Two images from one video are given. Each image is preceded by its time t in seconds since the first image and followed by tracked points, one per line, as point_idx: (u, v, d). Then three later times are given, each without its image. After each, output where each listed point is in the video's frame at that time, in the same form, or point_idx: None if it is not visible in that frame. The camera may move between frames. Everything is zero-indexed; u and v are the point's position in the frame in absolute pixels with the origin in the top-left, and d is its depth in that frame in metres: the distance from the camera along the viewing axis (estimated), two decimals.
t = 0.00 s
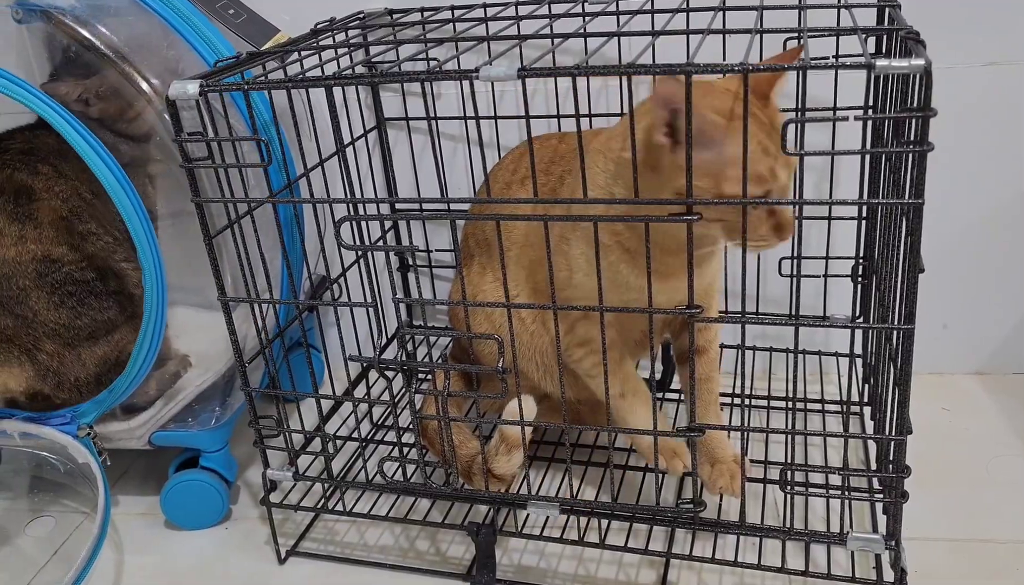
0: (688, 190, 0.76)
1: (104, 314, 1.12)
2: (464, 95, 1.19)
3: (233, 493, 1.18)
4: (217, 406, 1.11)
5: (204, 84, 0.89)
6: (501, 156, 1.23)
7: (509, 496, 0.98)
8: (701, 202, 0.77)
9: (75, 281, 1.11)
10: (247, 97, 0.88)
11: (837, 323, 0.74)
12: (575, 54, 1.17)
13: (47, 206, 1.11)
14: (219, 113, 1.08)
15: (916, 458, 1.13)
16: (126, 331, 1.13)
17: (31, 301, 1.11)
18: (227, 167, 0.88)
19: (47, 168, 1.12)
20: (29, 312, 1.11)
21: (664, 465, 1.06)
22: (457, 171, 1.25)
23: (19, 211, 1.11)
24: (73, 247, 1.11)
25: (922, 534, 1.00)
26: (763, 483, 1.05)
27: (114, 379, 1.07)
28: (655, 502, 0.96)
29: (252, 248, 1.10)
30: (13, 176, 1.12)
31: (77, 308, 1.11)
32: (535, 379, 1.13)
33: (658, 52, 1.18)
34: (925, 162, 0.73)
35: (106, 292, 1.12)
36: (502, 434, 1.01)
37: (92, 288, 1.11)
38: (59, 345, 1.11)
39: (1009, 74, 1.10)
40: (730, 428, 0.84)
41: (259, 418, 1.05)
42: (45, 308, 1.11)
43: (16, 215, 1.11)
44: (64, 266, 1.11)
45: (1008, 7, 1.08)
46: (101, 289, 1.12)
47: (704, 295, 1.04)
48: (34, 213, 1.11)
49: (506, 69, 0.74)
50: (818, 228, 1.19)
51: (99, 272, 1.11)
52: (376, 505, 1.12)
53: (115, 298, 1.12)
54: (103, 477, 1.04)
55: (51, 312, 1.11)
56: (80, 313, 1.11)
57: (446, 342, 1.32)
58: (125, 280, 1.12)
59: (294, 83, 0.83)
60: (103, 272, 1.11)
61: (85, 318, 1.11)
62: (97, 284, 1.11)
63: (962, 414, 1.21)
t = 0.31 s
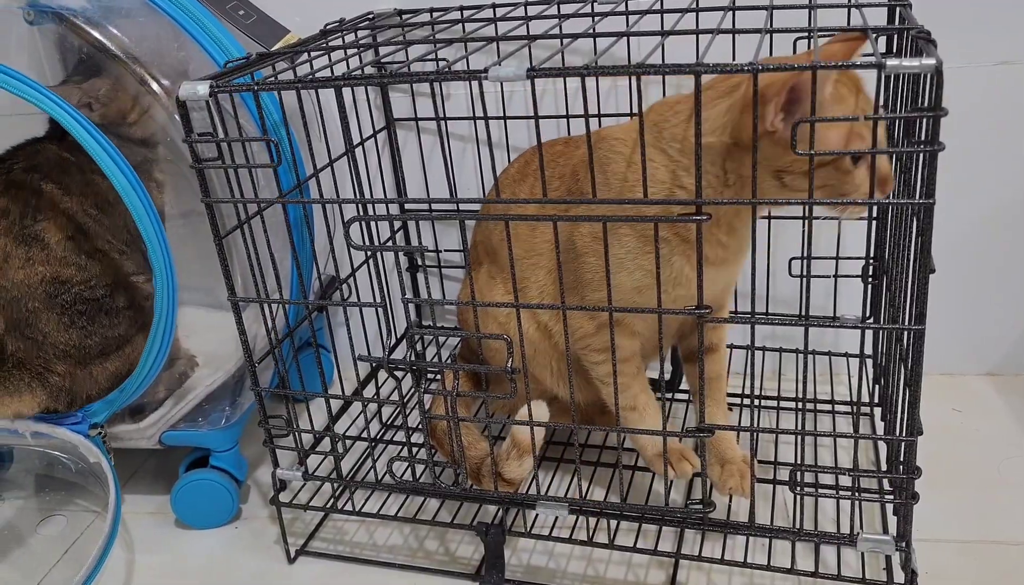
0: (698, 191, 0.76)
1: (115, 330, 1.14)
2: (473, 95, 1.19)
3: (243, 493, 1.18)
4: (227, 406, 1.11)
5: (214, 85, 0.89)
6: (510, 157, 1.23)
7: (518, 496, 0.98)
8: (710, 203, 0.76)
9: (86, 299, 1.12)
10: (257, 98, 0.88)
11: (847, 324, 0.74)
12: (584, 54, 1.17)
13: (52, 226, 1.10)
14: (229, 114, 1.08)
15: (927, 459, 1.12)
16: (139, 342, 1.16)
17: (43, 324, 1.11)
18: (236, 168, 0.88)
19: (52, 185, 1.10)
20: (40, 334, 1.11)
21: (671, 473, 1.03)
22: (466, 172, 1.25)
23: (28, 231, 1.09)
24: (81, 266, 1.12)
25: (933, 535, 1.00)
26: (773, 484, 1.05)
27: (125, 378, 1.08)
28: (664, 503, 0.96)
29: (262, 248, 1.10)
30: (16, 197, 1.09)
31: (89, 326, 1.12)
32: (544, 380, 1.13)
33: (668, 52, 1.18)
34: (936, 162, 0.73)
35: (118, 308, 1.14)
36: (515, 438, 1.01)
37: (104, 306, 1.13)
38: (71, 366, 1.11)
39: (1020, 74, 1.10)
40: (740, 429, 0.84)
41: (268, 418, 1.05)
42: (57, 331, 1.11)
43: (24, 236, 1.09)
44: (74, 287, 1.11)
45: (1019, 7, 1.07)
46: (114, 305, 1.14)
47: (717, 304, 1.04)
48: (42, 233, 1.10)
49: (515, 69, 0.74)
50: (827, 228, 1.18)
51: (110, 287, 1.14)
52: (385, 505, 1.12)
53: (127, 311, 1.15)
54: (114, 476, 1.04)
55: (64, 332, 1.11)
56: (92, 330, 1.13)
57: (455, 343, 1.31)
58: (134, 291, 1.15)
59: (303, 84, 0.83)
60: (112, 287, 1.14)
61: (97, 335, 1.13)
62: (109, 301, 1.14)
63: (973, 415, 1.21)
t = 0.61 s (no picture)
0: (715, 194, 0.76)
1: (140, 326, 1.13)
2: (490, 99, 1.19)
3: (261, 495, 1.19)
4: (245, 408, 1.12)
5: (233, 90, 0.90)
6: (527, 160, 1.23)
7: (535, 500, 0.98)
8: (728, 205, 0.76)
9: (108, 301, 1.13)
10: (275, 103, 0.88)
11: (867, 327, 0.73)
12: (601, 58, 1.17)
13: (64, 241, 1.14)
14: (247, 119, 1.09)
15: (947, 464, 1.12)
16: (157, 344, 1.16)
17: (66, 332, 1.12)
18: (255, 172, 0.89)
19: (60, 202, 1.15)
20: (70, 345, 1.12)
21: (689, 478, 1.02)
22: (482, 175, 1.26)
23: (43, 246, 1.13)
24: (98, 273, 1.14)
25: (953, 541, 0.99)
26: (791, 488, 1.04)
27: (146, 380, 1.09)
28: (682, 507, 0.96)
29: (280, 251, 1.11)
30: (33, 219, 1.14)
31: (115, 327, 1.13)
32: (564, 385, 1.12)
33: (684, 56, 1.18)
34: (956, 164, 0.72)
35: (138, 304, 1.13)
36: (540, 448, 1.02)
37: (123, 304, 1.13)
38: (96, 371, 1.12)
39: None
40: (759, 432, 0.84)
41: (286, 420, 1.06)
42: (84, 339, 1.12)
43: (41, 252, 1.13)
44: (94, 291, 1.13)
45: None
46: (134, 301, 1.13)
47: (740, 307, 1.03)
48: (56, 248, 1.13)
49: (532, 73, 0.74)
50: (845, 231, 1.18)
51: (129, 283, 1.14)
52: (402, 508, 1.12)
53: (148, 305, 1.14)
54: (133, 479, 1.05)
55: (90, 342, 1.12)
56: (118, 333, 1.12)
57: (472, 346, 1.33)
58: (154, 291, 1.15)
59: (321, 88, 0.84)
60: (129, 284, 1.14)
61: (123, 335, 1.13)
62: (128, 298, 1.13)
63: (994, 420, 1.19)
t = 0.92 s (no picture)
0: (733, 199, 0.76)
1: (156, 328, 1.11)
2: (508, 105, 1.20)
3: (282, 499, 1.20)
4: (267, 412, 1.13)
5: (255, 97, 0.91)
6: (546, 165, 1.23)
7: (554, 504, 0.98)
8: (746, 211, 0.76)
9: (120, 314, 1.11)
10: (296, 110, 0.89)
11: (887, 332, 0.73)
12: (620, 63, 1.17)
13: (79, 267, 1.14)
14: (269, 125, 1.10)
15: (969, 471, 1.11)
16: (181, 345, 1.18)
17: (89, 356, 1.11)
18: (276, 178, 0.89)
19: (69, 226, 1.17)
20: (96, 365, 1.11)
21: (708, 482, 1.01)
22: (501, 180, 1.26)
23: (56, 275, 1.13)
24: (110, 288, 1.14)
25: (976, 548, 0.98)
26: (812, 494, 1.04)
27: (168, 384, 1.10)
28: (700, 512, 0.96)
29: (301, 256, 1.12)
30: (43, 247, 1.14)
31: (133, 335, 1.11)
32: (583, 388, 1.13)
33: (703, 61, 1.18)
34: (978, 168, 0.71)
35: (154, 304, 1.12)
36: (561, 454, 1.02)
37: (134, 309, 1.11)
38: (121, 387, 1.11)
39: None
40: (778, 438, 0.84)
41: (307, 424, 1.07)
42: (107, 357, 1.11)
43: (54, 282, 1.13)
44: (103, 307, 1.11)
45: None
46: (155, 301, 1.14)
47: (758, 313, 1.02)
48: (70, 274, 1.13)
49: (550, 79, 0.74)
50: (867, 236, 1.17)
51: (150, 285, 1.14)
52: (421, 512, 1.13)
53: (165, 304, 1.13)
54: (157, 481, 1.06)
55: (114, 359, 1.11)
56: (138, 340, 1.11)
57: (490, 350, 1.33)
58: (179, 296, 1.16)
59: (341, 95, 0.85)
60: (136, 289, 1.12)
61: (144, 341, 1.11)
62: (138, 302, 1.11)
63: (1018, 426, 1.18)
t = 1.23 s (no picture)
0: (761, 207, 0.76)
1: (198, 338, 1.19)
2: (537, 111, 1.20)
3: (309, 502, 1.21)
4: (295, 415, 1.14)
5: (285, 104, 0.92)
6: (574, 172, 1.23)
7: (578, 511, 0.98)
8: (773, 219, 0.76)
9: (177, 335, 1.18)
10: (326, 117, 0.90)
11: (918, 342, 0.72)
12: (648, 69, 1.17)
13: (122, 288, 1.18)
14: (300, 132, 1.11)
15: (1002, 484, 1.09)
16: (211, 348, 1.19)
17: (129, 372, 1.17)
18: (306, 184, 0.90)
19: (115, 248, 1.20)
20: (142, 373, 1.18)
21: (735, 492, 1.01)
22: (529, 186, 1.26)
23: (104, 302, 1.17)
24: (152, 305, 1.19)
25: (1010, 563, 0.97)
26: (840, 505, 1.03)
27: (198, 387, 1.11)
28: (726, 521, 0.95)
29: (330, 261, 1.13)
30: (89, 268, 1.18)
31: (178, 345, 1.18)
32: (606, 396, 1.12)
33: (733, 68, 1.17)
34: (1012, 177, 0.70)
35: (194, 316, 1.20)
36: (580, 454, 1.04)
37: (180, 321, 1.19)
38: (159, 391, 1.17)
39: None
40: (806, 448, 0.83)
41: (335, 428, 1.08)
42: (154, 365, 1.18)
43: (102, 307, 1.17)
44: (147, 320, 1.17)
45: None
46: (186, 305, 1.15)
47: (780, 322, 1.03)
48: (119, 300, 1.17)
49: (577, 86, 0.75)
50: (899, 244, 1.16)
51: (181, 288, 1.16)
52: (447, 516, 1.13)
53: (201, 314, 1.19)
54: (186, 482, 1.07)
55: (164, 371, 1.18)
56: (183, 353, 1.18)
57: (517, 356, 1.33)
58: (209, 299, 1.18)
59: (370, 101, 0.85)
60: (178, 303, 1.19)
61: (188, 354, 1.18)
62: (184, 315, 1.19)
63: None
